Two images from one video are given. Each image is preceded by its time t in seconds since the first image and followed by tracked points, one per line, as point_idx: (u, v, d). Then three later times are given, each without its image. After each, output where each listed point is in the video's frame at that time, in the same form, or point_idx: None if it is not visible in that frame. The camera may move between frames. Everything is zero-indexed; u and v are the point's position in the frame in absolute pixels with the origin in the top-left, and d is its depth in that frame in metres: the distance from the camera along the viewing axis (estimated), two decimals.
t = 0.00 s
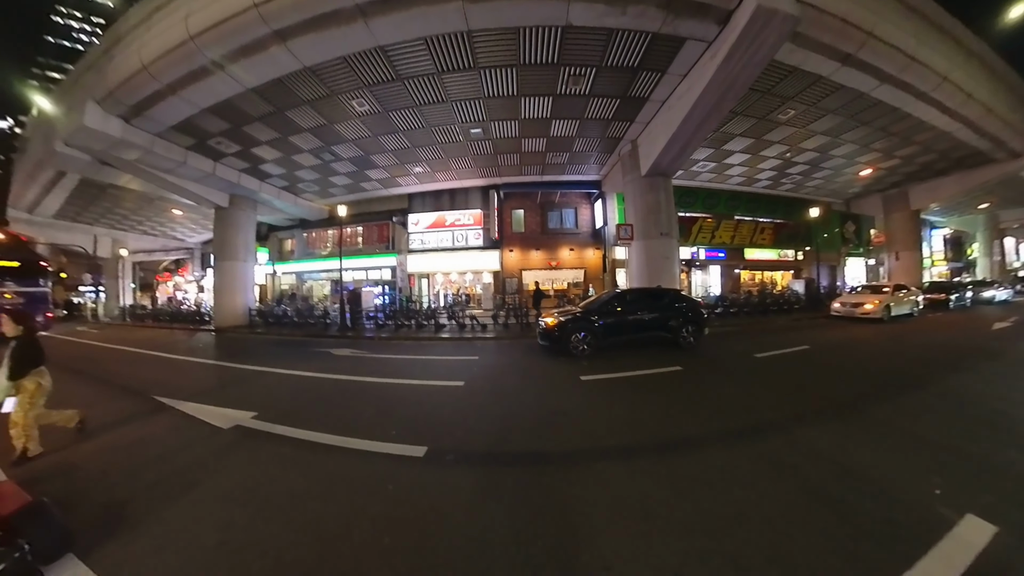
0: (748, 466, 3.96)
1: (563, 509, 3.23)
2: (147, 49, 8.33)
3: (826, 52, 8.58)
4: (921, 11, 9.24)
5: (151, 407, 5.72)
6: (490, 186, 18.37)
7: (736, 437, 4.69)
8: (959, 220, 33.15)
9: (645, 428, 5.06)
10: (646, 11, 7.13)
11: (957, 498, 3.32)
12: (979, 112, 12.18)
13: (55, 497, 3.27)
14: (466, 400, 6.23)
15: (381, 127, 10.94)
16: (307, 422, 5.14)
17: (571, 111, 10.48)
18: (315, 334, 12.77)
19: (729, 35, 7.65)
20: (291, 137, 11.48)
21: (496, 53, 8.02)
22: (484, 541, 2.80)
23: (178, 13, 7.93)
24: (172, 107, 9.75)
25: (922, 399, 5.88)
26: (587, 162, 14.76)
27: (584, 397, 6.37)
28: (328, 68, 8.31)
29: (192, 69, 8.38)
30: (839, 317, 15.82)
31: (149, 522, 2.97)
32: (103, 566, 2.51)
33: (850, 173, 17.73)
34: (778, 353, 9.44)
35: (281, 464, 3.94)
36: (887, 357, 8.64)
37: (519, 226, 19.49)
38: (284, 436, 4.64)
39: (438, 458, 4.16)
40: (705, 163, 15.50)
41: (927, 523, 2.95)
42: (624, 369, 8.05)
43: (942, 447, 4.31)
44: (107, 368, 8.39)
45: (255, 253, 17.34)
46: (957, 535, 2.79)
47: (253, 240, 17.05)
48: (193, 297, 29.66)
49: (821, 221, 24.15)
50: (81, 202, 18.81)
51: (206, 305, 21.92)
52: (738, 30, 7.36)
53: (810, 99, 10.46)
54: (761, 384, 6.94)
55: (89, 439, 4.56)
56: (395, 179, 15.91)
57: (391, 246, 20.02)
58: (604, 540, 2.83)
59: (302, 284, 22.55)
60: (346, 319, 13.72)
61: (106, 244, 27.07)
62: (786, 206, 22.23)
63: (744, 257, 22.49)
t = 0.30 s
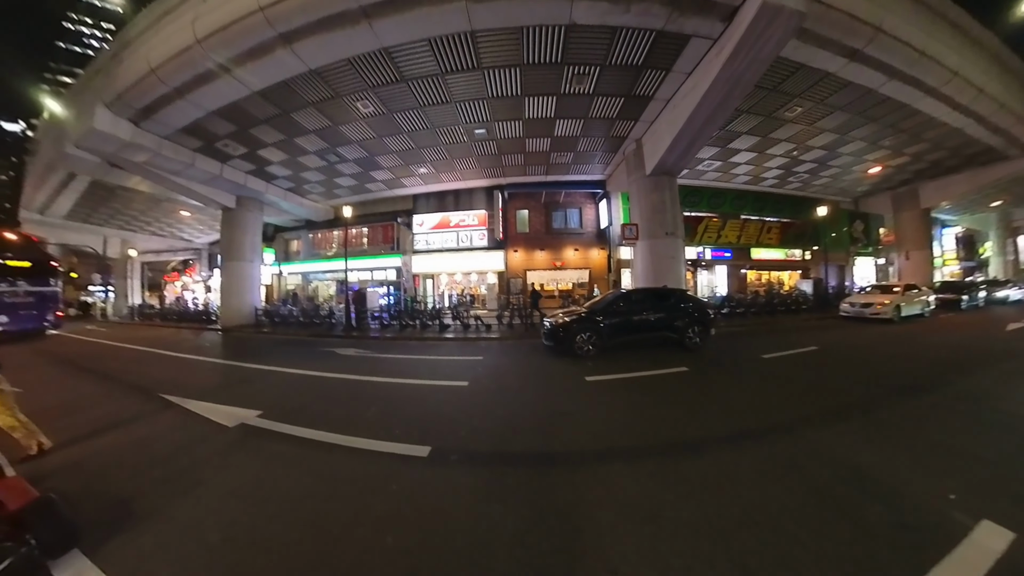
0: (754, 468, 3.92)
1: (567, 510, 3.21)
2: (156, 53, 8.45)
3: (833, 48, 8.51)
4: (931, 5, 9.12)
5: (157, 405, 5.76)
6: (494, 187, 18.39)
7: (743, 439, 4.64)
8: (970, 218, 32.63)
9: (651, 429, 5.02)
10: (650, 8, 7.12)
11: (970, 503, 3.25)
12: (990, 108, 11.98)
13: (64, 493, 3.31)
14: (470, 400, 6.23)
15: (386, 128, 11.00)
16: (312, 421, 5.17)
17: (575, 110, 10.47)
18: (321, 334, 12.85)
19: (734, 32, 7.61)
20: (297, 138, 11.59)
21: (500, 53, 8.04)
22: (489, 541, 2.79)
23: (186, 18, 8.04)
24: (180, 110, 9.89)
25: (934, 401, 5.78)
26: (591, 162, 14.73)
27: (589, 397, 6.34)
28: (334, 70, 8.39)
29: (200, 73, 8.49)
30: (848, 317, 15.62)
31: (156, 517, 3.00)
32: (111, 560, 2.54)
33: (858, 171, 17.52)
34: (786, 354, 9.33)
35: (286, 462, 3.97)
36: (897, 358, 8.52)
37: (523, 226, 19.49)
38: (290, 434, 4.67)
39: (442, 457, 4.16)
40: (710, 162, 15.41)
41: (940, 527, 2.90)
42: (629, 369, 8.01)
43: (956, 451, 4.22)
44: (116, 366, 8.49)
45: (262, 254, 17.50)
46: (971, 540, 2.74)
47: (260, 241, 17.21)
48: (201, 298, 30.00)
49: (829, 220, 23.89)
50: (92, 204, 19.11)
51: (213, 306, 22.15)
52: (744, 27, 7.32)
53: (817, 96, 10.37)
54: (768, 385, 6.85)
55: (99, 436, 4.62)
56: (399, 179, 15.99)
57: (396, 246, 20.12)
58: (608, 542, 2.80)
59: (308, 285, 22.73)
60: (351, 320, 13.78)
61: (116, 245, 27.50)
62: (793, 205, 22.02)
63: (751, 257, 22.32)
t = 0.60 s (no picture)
0: (756, 470, 3.89)
1: (567, 509, 3.20)
2: (162, 55, 8.54)
3: (839, 46, 8.43)
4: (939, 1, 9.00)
5: (162, 403, 5.82)
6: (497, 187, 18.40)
7: (745, 440, 4.61)
8: (980, 217, 32.20)
9: (653, 429, 4.99)
10: (653, 7, 7.10)
11: (977, 506, 3.20)
12: (1000, 105, 11.81)
13: (70, 488, 3.35)
14: (471, 399, 6.23)
15: (389, 129, 11.04)
16: (315, 419, 5.19)
17: (578, 110, 10.45)
18: (325, 333, 12.90)
19: (738, 31, 7.57)
20: (301, 139, 11.65)
21: (502, 53, 8.05)
22: (489, 540, 2.79)
23: (191, 20, 8.12)
24: (186, 111, 9.98)
25: (941, 403, 5.71)
26: (594, 161, 14.70)
27: (591, 397, 6.32)
28: (337, 72, 8.43)
29: (205, 74, 8.56)
30: (854, 317, 15.46)
31: (160, 513, 3.03)
32: (115, 555, 2.56)
33: (864, 170, 17.35)
34: (790, 354, 9.26)
35: (289, 460, 3.99)
36: (904, 359, 8.42)
37: (526, 226, 19.49)
38: (292, 432, 4.71)
39: (443, 456, 4.17)
40: (714, 161, 15.32)
41: (946, 530, 2.86)
42: (632, 370, 7.98)
43: (963, 453, 4.16)
44: (122, 364, 8.59)
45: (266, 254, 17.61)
46: (977, 544, 2.70)
47: (264, 241, 17.32)
48: (207, 297, 30.29)
49: (835, 220, 23.68)
50: (100, 205, 19.33)
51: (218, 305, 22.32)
52: (747, 26, 7.28)
53: (823, 94, 10.28)
54: (772, 386, 6.80)
55: (105, 432, 4.67)
56: (403, 180, 16.04)
57: (399, 246, 20.19)
58: (608, 542, 2.79)
59: (312, 284, 22.86)
60: (354, 319, 13.83)
61: (123, 244, 27.81)
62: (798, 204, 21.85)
63: (755, 257, 22.18)
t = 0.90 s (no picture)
0: (757, 470, 3.90)
1: (569, 509, 3.21)
2: (167, 57, 8.60)
3: (842, 45, 8.40)
4: None
5: (167, 402, 5.87)
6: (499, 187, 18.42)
7: (747, 441, 4.61)
8: (985, 217, 31.98)
9: (655, 429, 5.00)
10: (655, 7, 7.09)
11: (980, 508, 3.20)
12: (1006, 104, 11.73)
13: (79, 486, 3.39)
14: (474, 399, 6.27)
15: (392, 129, 11.07)
16: (319, 418, 5.23)
17: (580, 110, 10.44)
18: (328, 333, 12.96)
19: (740, 31, 7.56)
20: (304, 140, 11.70)
21: (505, 54, 8.06)
22: (491, 539, 2.81)
23: (196, 21, 8.17)
24: (190, 113, 10.05)
25: (944, 404, 5.69)
26: (596, 161, 14.69)
27: (593, 397, 6.34)
28: (340, 73, 8.48)
29: (209, 75, 8.61)
30: (858, 318, 15.38)
31: (166, 510, 3.06)
32: (124, 551, 2.60)
33: (868, 169, 17.26)
34: (793, 355, 9.24)
35: (293, 458, 4.03)
36: (908, 360, 8.38)
37: (528, 226, 19.50)
38: (297, 431, 4.75)
39: (446, 456, 4.19)
40: (717, 161, 15.28)
41: (948, 533, 2.86)
42: (635, 370, 7.98)
43: (966, 455, 4.15)
44: (127, 364, 8.66)
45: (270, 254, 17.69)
46: (980, 546, 2.69)
47: (268, 241, 17.40)
48: (211, 297, 30.43)
49: (838, 219, 23.55)
50: (105, 205, 19.46)
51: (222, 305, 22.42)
52: (750, 26, 7.27)
53: (826, 94, 10.24)
54: (775, 386, 6.79)
55: (112, 431, 4.73)
56: (405, 180, 16.08)
57: (401, 246, 20.25)
58: (609, 542, 2.80)
59: (315, 284, 22.94)
60: (357, 319, 13.89)
61: (128, 244, 27.98)
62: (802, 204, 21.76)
63: (758, 257, 22.11)
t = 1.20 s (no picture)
0: (759, 471, 3.87)
1: (569, 509, 3.20)
2: (169, 57, 8.63)
3: (846, 43, 8.35)
4: None
5: (169, 401, 5.89)
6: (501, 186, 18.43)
7: (749, 441, 4.59)
8: (990, 217, 31.75)
9: (656, 429, 4.99)
10: (657, 6, 7.07)
11: (985, 510, 3.17)
12: (1011, 103, 11.63)
13: (81, 483, 3.41)
14: (475, 398, 6.27)
15: (393, 128, 11.08)
16: (320, 416, 5.24)
17: (581, 109, 10.41)
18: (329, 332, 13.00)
19: (742, 29, 7.53)
20: (306, 139, 11.72)
21: (506, 53, 8.06)
22: (490, 538, 2.81)
23: (199, 21, 8.20)
24: (193, 113, 10.07)
25: (948, 405, 5.64)
26: (598, 161, 14.65)
27: (594, 397, 6.32)
28: (341, 72, 8.48)
29: (211, 75, 8.63)
30: (861, 318, 15.29)
31: (167, 508, 3.07)
32: (125, 548, 2.61)
33: (872, 168, 17.16)
34: (796, 355, 9.18)
35: (294, 457, 4.03)
36: (912, 361, 8.33)
37: (530, 225, 19.49)
38: (298, 429, 4.75)
39: (447, 455, 4.19)
40: (720, 160, 15.23)
41: (952, 535, 2.83)
42: (636, 370, 7.96)
43: (970, 456, 4.12)
44: (130, 363, 8.71)
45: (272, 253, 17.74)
46: (984, 549, 2.66)
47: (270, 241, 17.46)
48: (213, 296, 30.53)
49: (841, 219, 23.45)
50: (109, 205, 19.57)
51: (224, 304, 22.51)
52: (752, 24, 7.24)
53: (829, 92, 10.18)
54: (777, 387, 6.75)
55: (115, 429, 4.75)
56: (407, 180, 16.10)
57: (403, 246, 20.29)
58: (609, 542, 2.79)
59: (317, 284, 23.00)
60: (359, 318, 13.93)
61: (132, 244, 28.11)
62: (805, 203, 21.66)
63: (761, 257, 22.04)
